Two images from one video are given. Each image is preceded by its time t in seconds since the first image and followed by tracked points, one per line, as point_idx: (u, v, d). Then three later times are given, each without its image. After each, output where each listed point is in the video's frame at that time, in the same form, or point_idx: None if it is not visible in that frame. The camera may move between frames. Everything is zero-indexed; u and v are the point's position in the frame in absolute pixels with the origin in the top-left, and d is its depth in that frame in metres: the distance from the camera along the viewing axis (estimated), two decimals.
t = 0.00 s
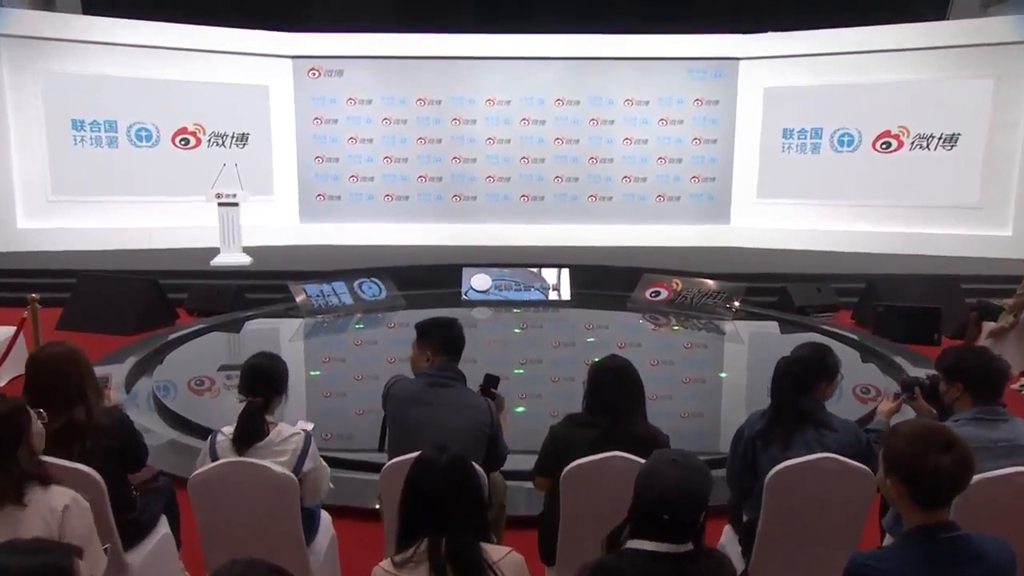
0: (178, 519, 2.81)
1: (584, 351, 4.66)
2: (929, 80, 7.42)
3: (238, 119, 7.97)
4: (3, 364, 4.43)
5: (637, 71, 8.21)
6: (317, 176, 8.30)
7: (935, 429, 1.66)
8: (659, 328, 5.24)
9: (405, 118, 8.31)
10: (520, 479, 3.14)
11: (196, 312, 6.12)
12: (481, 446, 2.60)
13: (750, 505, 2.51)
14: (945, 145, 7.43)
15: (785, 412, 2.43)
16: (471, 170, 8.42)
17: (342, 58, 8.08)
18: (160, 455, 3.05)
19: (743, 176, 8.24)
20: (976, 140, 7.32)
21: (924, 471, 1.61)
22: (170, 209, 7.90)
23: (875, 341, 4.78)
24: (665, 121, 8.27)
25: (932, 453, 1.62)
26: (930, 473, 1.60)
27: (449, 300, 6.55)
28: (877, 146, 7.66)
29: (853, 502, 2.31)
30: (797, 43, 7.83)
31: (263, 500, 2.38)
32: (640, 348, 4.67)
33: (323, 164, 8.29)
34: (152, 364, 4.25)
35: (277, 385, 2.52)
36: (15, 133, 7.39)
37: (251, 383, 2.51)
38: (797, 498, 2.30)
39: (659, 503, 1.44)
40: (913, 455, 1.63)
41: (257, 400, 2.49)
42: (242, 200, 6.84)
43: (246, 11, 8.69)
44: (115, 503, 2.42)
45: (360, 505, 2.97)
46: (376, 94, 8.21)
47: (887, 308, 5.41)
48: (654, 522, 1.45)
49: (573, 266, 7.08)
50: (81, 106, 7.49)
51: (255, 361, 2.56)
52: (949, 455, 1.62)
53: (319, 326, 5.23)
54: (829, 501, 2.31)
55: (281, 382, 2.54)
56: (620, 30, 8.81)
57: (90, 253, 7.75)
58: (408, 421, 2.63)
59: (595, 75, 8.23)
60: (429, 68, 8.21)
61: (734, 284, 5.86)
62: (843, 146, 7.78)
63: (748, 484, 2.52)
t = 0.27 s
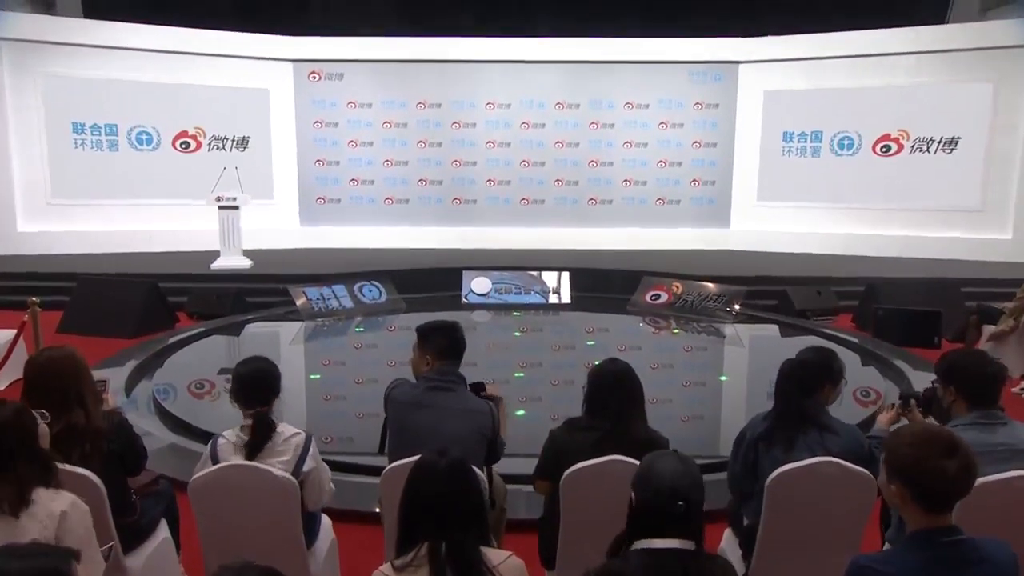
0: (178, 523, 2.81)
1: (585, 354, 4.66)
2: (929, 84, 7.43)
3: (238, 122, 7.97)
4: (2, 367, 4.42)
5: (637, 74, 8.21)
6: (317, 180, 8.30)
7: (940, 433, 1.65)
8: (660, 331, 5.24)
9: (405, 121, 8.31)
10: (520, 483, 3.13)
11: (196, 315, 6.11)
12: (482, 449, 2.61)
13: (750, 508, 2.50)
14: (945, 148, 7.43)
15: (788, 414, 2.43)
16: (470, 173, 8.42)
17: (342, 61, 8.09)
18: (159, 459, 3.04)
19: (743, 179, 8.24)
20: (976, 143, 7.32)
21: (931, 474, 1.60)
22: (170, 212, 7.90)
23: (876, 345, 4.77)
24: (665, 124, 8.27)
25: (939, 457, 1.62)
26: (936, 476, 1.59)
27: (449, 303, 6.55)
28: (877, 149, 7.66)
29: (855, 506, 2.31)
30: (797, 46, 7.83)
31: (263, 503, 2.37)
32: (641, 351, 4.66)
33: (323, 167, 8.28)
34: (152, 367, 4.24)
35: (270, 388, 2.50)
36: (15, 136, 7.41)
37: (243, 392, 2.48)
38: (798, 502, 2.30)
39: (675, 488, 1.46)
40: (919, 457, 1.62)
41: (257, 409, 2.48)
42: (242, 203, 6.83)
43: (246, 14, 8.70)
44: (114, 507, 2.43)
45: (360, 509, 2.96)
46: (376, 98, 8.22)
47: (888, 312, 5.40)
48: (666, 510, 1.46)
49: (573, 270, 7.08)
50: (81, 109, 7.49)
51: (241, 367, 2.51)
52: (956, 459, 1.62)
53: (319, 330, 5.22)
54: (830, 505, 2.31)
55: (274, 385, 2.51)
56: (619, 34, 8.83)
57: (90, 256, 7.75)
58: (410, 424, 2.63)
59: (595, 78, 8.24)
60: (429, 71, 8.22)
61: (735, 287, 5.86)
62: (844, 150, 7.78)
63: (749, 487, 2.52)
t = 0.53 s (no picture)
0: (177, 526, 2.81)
1: (584, 358, 4.65)
2: (928, 87, 7.44)
3: (238, 126, 7.98)
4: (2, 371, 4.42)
5: (637, 77, 8.23)
6: (317, 183, 8.30)
7: (948, 443, 1.64)
8: (659, 334, 5.24)
9: (405, 125, 8.32)
10: (519, 486, 3.13)
11: (196, 318, 6.11)
12: (481, 454, 2.60)
13: (750, 512, 2.50)
14: (944, 151, 7.45)
15: (788, 417, 2.43)
16: (470, 176, 8.43)
17: (342, 64, 8.10)
18: (158, 462, 3.04)
19: (742, 182, 8.25)
20: (975, 146, 7.33)
21: (939, 483, 1.59)
22: (170, 215, 7.91)
23: (876, 348, 4.77)
24: (665, 128, 8.28)
25: (947, 465, 1.61)
26: (945, 485, 1.59)
27: (449, 306, 6.55)
28: (876, 152, 7.67)
29: (855, 510, 2.30)
30: (796, 49, 7.84)
31: (262, 505, 2.37)
32: (640, 354, 4.66)
33: (323, 170, 8.29)
34: (151, 371, 4.24)
35: (255, 392, 2.50)
36: (16, 140, 7.44)
37: (229, 400, 2.48)
38: (798, 506, 2.29)
39: (674, 487, 1.45)
40: (927, 465, 1.61)
41: (247, 415, 2.49)
42: (242, 206, 6.82)
43: (246, 17, 8.71)
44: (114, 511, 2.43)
45: (359, 512, 2.96)
46: (376, 101, 8.23)
47: (888, 315, 5.40)
48: (666, 510, 1.45)
49: (573, 273, 7.08)
50: (81, 112, 7.51)
51: (223, 376, 2.51)
52: (964, 468, 1.61)
53: (319, 333, 5.22)
54: (830, 509, 2.30)
55: (259, 390, 2.51)
56: (619, 37, 8.84)
57: (90, 259, 7.76)
58: (410, 428, 2.63)
59: (594, 81, 8.25)
60: (429, 74, 8.23)
61: (735, 290, 5.86)
62: (843, 153, 7.79)
63: (749, 491, 2.51)
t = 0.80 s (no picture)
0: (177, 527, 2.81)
1: (585, 358, 4.65)
2: (928, 87, 7.44)
3: (238, 126, 7.98)
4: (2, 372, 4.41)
5: (636, 78, 8.23)
6: (317, 183, 8.31)
7: (942, 444, 1.64)
8: (659, 335, 5.23)
9: (405, 126, 8.33)
10: (519, 487, 3.12)
11: (195, 319, 6.11)
12: (482, 455, 2.60)
13: (750, 513, 2.49)
14: (944, 152, 7.45)
15: (788, 417, 2.43)
16: (470, 177, 8.44)
17: (342, 65, 8.11)
18: (158, 463, 3.03)
19: (742, 183, 8.26)
20: (974, 147, 7.34)
21: (934, 485, 1.59)
22: (170, 216, 7.91)
23: (876, 349, 4.77)
24: (665, 128, 8.29)
25: (943, 466, 1.61)
26: (942, 487, 1.58)
27: (449, 307, 6.55)
28: (876, 153, 7.68)
29: (855, 511, 2.30)
30: (796, 49, 7.84)
31: (261, 505, 2.37)
32: (640, 355, 4.66)
33: (323, 171, 8.30)
34: (151, 372, 4.23)
35: (248, 392, 2.50)
36: (16, 140, 7.44)
37: (222, 400, 2.47)
38: (798, 506, 2.29)
39: (671, 487, 1.45)
40: (923, 466, 1.60)
41: (241, 415, 2.49)
42: (243, 207, 6.85)
43: (246, 18, 8.72)
44: (113, 512, 2.42)
45: (358, 513, 2.95)
46: (376, 102, 8.24)
47: (887, 316, 5.41)
48: (663, 511, 1.45)
49: (573, 274, 7.08)
50: (81, 113, 7.50)
51: (216, 377, 2.50)
52: (959, 470, 1.62)
53: (318, 334, 5.22)
54: (830, 509, 2.30)
55: (252, 390, 2.52)
56: (619, 37, 8.85)
57: (90, 260, 7.76)
58: (410, 429, 2.63)
59: (594, 82, 8.26)
60: (429, 75, 8.24)
61: (734, 291, 5.86)
62: (843, 154, 7.80)
63: (749, 492, 2.50)
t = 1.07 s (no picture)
0: (177, 526, 2.81)
1: (585, 358, 4.65)
2: (927, 87, 7.44)
3: (238, 125, 7.98)
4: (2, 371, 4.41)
5: (636, 78, 8.23)
6: (317, 183, 8.30)
7: (934, 442, 1.64)
8: (659, 335, 5.23)
9: (405, 125, 8.33)
10: (519, 486, 3.12)
11: (196, 319, 6.12)
12: (483, 453, 2.61)
13: (750, 512, 2.49)
14: (944, 151, 7.44)
15: (788, 416, 2.43)
16: (470, 177, 8.44)
17: (342, 64, 8.10)
18: (158, 463, 3.03)
19: (742, 182, 8.25)
20: (974, 146, 7.35)
21: (927, 484, 1.59)
22: (170, 215, 7.91)
23: (876, 348, 4.77)
24: (665, 128, 8.29)
25: (933, 465, 1.61)
26: (933, 486, 1.59)
27: (450, 307, 6.55)
28: (876, 152, 7.67)
29: (855, 510, 2.30)
30: (796, 48, 7.83)
31: (262, 505, 2.37)
32: (640, 354, 4.66)
33: (323, 170, 8.29)
34: (151, 371, 4.23)
35: (252, 391, 2.50)
36: (16, 140, 7.44)
37: (227, 398, 2.47)
38: (798, 506, 2.29)
39: (671, 487, 1.46)
40: (915, 466, 1.60)
41: (244, 414, 2.49)
42: (242, 206, 6.84)
43: (245, 17, 8.71)
44: (114, 511, 2.42)
45: (359, 512, 2.95)
46: (375, 102, 8.24)
47: (887, 316, 5.41)
48: (662, 510, 1.45)
49: (573, 273, 7.08)
50: (80, 112, 7.51)
51: (221, 375, 2.50)
52: (950, 468, 1.62)
53: (318, 333, 5.22)
54: (830, 508, 2.30)
55: (258, 386, 2.52)
56: (619, 36, 8.84)
57: (90, 259, 7.76)
58: (410, 428, 2.62)
59: (594, 82, 8.25)
60: (429, 75, 8.23)
61: (735, 290, 5.86)
62: (843, 153, 7.79)
63: (749, 491, 2.50)
